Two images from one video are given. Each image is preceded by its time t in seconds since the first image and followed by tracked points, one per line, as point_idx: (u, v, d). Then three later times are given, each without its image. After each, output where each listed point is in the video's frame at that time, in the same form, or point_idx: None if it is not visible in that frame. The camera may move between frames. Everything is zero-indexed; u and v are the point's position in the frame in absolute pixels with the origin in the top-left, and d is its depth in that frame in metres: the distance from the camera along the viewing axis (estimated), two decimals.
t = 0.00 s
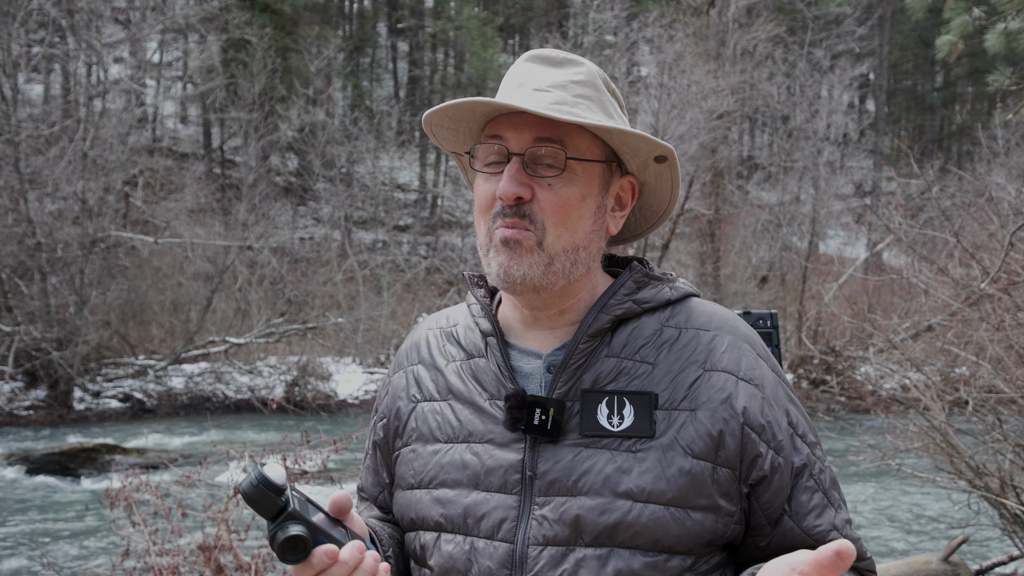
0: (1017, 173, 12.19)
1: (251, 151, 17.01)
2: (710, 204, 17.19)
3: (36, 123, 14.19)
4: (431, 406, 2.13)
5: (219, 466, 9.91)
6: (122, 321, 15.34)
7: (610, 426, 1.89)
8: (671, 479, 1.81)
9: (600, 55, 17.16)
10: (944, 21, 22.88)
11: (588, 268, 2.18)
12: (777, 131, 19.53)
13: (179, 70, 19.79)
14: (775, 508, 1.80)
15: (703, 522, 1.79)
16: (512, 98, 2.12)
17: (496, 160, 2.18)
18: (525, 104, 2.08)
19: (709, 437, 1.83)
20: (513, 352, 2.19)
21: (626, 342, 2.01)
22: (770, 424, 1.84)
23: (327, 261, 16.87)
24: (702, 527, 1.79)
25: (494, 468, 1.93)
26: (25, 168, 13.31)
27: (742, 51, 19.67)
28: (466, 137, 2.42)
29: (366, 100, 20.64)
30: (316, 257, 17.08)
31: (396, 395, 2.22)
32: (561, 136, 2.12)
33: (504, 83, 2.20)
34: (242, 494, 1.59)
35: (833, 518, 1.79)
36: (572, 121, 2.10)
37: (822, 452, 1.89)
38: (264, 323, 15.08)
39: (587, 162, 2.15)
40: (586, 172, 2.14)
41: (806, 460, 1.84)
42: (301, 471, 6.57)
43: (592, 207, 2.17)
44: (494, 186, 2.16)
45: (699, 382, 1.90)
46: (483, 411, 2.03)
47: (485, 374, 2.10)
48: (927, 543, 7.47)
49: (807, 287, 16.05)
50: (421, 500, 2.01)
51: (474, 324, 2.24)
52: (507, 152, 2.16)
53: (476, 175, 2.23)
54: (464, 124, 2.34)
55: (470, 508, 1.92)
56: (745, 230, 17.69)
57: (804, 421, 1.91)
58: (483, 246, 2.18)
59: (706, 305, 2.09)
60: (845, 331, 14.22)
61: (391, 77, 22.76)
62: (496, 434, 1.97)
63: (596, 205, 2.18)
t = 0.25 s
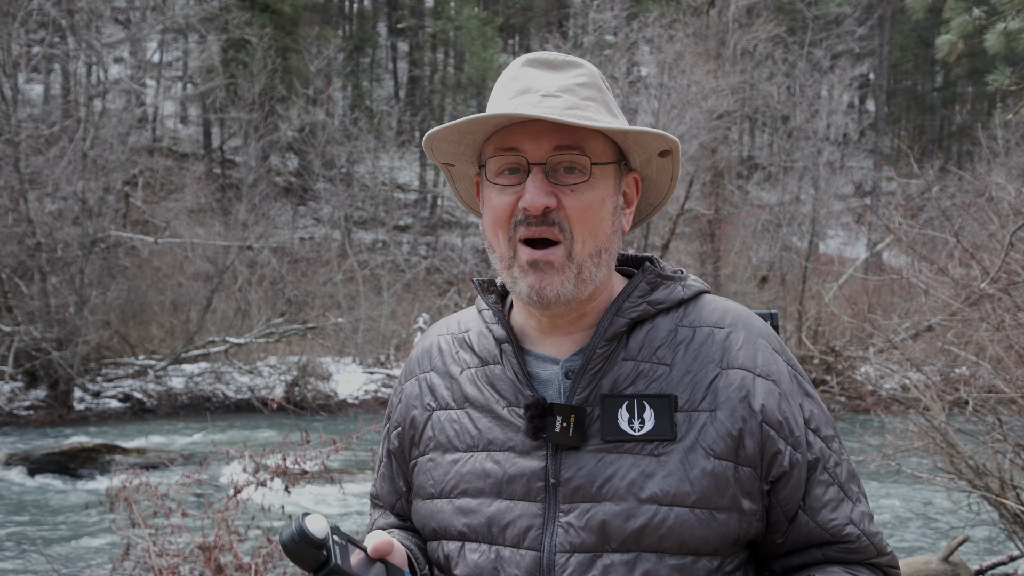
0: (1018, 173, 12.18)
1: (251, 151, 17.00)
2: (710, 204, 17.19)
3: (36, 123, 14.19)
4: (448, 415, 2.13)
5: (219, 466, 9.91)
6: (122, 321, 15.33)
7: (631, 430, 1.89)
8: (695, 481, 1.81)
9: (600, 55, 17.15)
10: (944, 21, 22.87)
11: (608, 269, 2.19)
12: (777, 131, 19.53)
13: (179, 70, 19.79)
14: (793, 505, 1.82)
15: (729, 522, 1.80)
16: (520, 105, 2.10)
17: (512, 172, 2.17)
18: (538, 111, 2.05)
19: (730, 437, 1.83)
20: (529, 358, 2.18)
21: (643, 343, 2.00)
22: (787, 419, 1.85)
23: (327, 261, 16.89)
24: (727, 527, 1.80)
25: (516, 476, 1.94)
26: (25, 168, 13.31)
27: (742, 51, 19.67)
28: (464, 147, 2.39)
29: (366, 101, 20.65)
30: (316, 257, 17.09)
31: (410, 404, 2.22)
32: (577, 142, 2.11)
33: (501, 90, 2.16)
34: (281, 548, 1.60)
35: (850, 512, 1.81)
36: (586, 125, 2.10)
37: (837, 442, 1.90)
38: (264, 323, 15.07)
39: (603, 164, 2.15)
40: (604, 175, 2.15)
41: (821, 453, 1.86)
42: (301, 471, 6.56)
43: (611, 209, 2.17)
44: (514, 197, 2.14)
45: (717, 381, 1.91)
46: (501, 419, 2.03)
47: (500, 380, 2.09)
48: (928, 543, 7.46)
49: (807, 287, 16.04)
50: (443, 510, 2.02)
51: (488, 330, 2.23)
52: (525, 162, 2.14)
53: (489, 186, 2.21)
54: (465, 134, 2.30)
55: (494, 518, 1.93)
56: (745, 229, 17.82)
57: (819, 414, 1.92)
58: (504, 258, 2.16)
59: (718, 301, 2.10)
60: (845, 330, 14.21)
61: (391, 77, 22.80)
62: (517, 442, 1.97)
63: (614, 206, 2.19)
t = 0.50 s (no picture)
0: (1017, 173, 12.18)
1: (251, 151, 16.99)
2: (710, 204, 17.19)
3: (36, 123, 14.18)
4: (467, 407, 2.11)
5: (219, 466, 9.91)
6: (122, 321, 15.32)
7: (656, 437, 1.89)
8: (717, 492, 1.83)
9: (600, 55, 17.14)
10: (944, 21, 22.87)
11: (643, 274, 2.20)
12: (777, 131, 19.52)
13: (179, 70, 19.77)
14: (807, 521, 1.86)
15: (746, 534, 1.82)
16: (562, 108, 2.08)
17: (551, 175, 2.16)
18: (582, 115, 2.05)
19: (755, 450, 1.85)
20: (555, 357, 2.17)
21: (671, 351, 2.00)
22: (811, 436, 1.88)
23: (327, 262, 16.90)
24: (745, 539, 1.82)
25: (537, 475, 1.94)
26: (25, 168, 13.31)
27: (742, 51, 19.67)
28: (498, 147, 2.36)
29: (366, 101, 20.65)
30: (316, 257, 17.10)
31: (429, 392, 2.21)
32: (620, 148, 2.11)
33: (541, 92, 2.15)
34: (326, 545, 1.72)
35: (860, 531, 1.86)
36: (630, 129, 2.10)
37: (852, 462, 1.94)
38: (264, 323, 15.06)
39: (645, 171, 2.15)
40: (645, 181, 2.15)
41: (838, 472, 1.89)
42: (301, 471, 6.56)
43: (650, 214, 2.18)
44: (556, 200, 2.13)
45: (743, 394, 1.91)
46: (523, 415, 2.02)
47: (524, 377, 2.08)
48: (927, 544, 7.47)
49: (807, 287, 16.05)
50: (458, 504, 2.02)
51: (512, 324, 2.21)
52: (566, 165, 2.13)
53: (527, 189, 2.20)
54: (503, 135, 2.27)
55: (512, 515, 1.94)
56: (745, 229, 17.52)
57: (838, 433, 1.95)
58: (541, 260, 2.15)
59: (745, 312, 2.10)
60: (845, 331, 14.21)
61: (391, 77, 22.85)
62: (539, 440, 1.97)
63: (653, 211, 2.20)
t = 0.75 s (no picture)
0: (1017, 173, 12.18)
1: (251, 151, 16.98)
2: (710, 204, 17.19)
3: (36, 123, 14.17)
4: (479, 403, 2.11)
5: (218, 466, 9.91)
6: (122, 321, 15.32)
7: (671, 437, 1.90)
8: (731, 492, 1.84)
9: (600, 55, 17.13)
10: (944, 21, 22.87)
11: (662, 277, 2.20)
12: (777, 131, 19.52)
13: (179, 70, 19.77)
14: (821, 523, 1.86)
15: (758, 534, 1.83)
16: (591, 108, 2.08)
17: (576, 174, 2.16)
18: (610, 116, 2.05)
19: (769, 451, 1.86)
20: (571, 354, 2.17)
21: (687, 352, 2.00)
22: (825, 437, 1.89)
23: (327, 262, 16.92)
24: (758, 539, 1.83)
25: (550, 472, 1.93)
26: (25, 168, 13.31)
27: (742, 51, 19.66)
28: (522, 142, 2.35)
29: (366, 101, 20.66)
30: (316, 257, 17.11)
31: (439, 386, 2.20)
32: (647, 151, 2.10)
33: (569, 90, 2.14)
34: (354, 538, 1.75)
35: (874, 531, 1.86)
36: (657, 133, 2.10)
37: (865, 462, 1.94)
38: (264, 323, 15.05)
39: (670, 175, 2.16)
40: (670, 185, 2.16)
41: (851, 473, 1.90)
42: (301, 471, 6.55)
43: (672, 217, 2.18)
44: (580, 200, 2.13)
45: (758, 396, 1.92)
46: (537, 412, 2.01)
47: (538, 373, 2.07)
48: (927, 543, 7.47)
49: (807, 287, 16.06)
50: (469, 500, 2.02)
51: (526, 319, 2.20)
52: (592, 166, 2.13)
53: (550, 187, 2.19)
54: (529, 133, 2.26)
55: (524, 512, 1.93)
56: (744, 229, 17.39)
57: (849, 434, 1.95)
58: (563, 257, 2.15)
59: (759, 315, 2.11)
60: (845, 331, 14.22)
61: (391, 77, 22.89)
62: (553, 437, 1.96)
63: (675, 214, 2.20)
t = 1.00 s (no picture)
0: (1017, 174, 12.17)
1: (251, 151, 16.99)
2: (710, 204, 17.20)
3: (36, 123, 14.17)
4: (480, 404, 2.11)
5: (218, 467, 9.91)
6: (122, 321, 15.32)
7: (676, 426, 1.90)
8: (740, 475, 1.82)
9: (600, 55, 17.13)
10: (944, 21, 22.87)
11: (657, 272, 2.22)
12: (777, 131, 19.52)
13: (179, 70, 19.78)
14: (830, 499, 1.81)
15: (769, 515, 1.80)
16: (575, 113, 2.10)
17: (566, 179, 2.18)
18: (594, 119, 2.07)
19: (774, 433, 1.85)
20: (573, 352, 2.19)
21: (686, 343, 2.02)
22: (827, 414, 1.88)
23: (327, 261, 16.93)
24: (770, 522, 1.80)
25: (558, 467, 1.93)
26: (25, 168, 13.30)
27: (742, 51, 19.66)
28: (511, 151, 2.38)
29: (366, 101, 20.64)
30: (316, 257, 17.12)
31: (437, 392, 2.20)
32: (634, 151, 2.13)
33: (552, 96, 2.17)
34: (372, 535, 1.76)
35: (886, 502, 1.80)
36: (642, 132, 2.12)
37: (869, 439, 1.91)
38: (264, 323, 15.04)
39: (659, 172, 2.17)
40: (659, 182, 2.18)
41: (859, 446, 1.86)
42: (301, 471, 6.55)
43: (663, 213, 2.20)
44: (571, 205, 2.15)
45: (756, 382, 1.93)
46: (541, 409, 2.02)
47: (541, 372, 2.09)
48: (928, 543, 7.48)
49: (807, 287, 16.06)
50: (477, 500, 1.99)
51: (524, 321, 2.23)
52: (581, 171, 2.15)
53: (542, 194, 2.22)
54: (516, 141, 2.29)
55: (534, 508, 1.91)
56: (744, 229, 17.54)
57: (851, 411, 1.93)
58: (558, 263, 2.16)
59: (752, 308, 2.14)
60: (845, 331, 14.23)
61: (391, 77, 22.89)
62: (560, 433, 1.97)
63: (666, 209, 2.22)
